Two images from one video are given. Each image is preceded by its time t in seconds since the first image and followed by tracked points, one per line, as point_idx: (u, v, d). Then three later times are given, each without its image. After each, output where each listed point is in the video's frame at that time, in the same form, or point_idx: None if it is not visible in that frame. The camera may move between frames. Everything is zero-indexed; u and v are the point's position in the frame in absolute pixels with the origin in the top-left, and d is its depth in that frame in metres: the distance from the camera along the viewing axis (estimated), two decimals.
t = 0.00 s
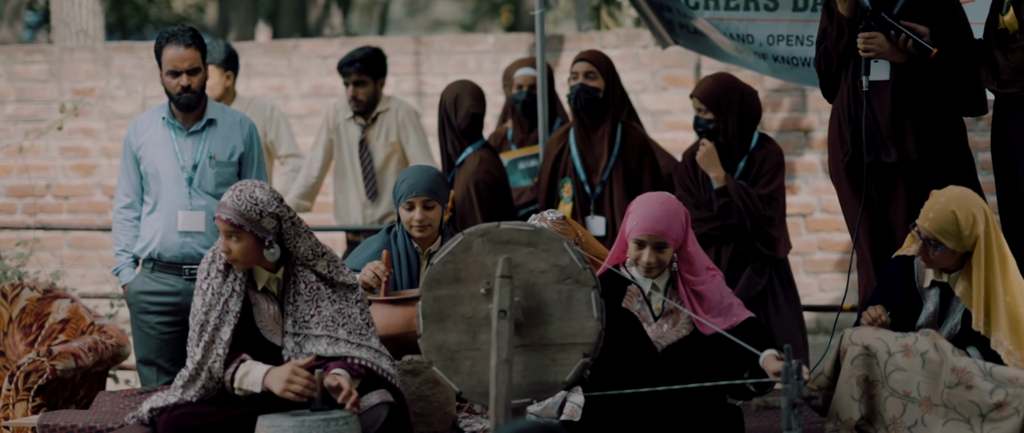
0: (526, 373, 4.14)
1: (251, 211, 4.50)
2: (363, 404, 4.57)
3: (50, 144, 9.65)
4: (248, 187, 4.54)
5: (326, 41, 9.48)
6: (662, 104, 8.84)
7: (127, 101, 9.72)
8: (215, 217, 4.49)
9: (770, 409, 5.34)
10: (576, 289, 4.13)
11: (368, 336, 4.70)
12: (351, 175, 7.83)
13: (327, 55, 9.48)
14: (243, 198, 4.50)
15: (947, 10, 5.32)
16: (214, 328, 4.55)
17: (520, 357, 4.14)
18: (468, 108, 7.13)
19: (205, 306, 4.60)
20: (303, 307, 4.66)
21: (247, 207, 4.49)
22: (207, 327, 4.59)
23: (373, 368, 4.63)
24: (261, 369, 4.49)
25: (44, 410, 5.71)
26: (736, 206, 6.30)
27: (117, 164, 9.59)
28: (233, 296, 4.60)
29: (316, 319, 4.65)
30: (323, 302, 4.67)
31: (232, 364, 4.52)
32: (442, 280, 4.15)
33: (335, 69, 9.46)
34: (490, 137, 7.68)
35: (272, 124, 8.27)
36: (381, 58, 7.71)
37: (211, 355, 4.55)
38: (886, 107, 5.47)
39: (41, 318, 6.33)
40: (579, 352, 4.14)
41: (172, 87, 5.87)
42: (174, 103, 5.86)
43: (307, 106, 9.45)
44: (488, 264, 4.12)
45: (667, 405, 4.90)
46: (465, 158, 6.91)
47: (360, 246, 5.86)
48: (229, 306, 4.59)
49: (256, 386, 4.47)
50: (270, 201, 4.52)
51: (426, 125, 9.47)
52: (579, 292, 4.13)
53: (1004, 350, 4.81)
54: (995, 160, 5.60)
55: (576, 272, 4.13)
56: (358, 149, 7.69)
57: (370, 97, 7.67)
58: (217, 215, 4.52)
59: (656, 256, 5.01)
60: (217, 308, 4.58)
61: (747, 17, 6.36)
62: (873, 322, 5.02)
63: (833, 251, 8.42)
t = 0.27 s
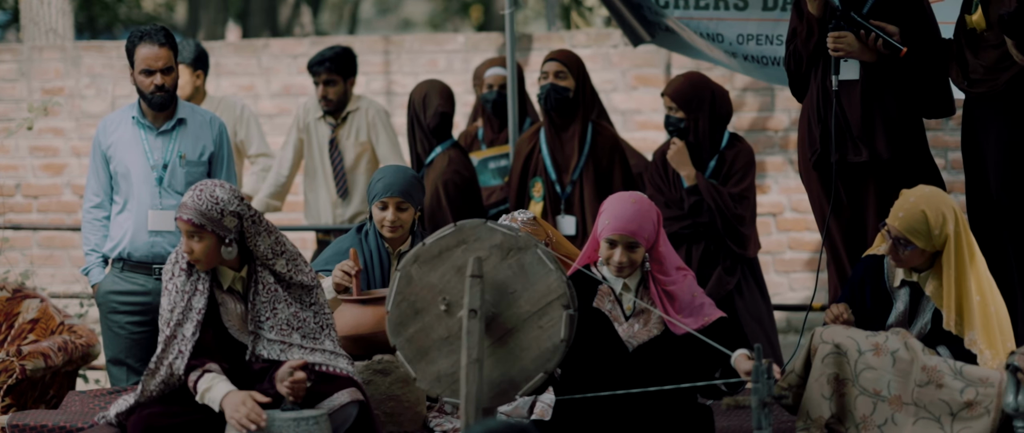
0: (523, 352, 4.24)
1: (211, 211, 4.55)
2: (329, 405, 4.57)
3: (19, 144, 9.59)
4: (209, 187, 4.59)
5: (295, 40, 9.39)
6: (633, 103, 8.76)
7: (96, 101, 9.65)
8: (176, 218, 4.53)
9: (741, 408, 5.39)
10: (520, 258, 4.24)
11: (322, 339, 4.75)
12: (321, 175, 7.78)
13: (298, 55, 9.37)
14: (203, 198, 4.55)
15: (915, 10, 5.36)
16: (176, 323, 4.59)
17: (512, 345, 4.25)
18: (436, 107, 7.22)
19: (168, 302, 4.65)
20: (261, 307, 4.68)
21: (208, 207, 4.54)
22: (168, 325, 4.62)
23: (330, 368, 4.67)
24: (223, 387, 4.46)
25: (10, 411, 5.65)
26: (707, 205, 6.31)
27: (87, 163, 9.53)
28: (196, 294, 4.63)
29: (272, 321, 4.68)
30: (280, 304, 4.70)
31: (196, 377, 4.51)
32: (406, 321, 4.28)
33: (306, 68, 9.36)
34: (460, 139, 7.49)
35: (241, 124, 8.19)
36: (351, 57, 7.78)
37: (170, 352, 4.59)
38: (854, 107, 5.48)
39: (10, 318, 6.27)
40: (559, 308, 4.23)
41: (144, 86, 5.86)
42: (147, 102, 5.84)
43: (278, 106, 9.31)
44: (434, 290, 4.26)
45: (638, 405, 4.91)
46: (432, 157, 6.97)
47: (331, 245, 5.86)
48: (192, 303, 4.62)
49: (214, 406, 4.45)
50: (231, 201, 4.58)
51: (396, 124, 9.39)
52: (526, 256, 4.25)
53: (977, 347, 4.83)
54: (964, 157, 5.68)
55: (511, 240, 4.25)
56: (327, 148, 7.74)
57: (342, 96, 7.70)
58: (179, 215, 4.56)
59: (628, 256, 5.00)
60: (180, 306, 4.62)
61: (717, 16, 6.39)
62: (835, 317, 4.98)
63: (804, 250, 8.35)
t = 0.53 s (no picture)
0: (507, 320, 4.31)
1: (179, 212, 4.51)
2: (301, 406, 4.58)
3: None
4: (175, 188, 4.54)
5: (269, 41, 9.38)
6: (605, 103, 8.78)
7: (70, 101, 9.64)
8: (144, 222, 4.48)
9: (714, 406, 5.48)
10: (451, 249, 4.32)
11: (284, 341, 4.76)
12: (294, 176, 7.29)
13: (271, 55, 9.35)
14: (170, 200, 4.50)
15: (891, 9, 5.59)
16: (144, 321, 4.59)
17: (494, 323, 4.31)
18: (406, 107, 7.25)
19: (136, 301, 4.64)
20: (227, 306, 4.69)
21: (175, 209, 4.50)
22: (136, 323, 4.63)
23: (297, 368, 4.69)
24: (195, 396, 4.43)
25: None
26: (680, 203, 6.50)
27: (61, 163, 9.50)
28: (165, 293, 4.62)
29: (239, 320, 4.68)
30: (246, 304, 4.71)
31: (169, 378, 4.49)
32: (395, 361, 4.39)
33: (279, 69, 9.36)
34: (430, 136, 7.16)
35: (212, 124, 7.45)
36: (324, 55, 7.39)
37: (137, 350, 4.58)
38: (824, 106, 5.78)
39: None
40: (513, 263, 4.30)
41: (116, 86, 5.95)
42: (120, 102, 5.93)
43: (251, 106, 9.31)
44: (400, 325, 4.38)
45: (610, 405, 4.90)
46: (402, 157, 7.05)
47: (303, 244, 5.88)
48: (160, 302, 4.61)
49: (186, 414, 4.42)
50: (198, 202, 4.54)
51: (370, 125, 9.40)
52: (455, 241, 4.32)
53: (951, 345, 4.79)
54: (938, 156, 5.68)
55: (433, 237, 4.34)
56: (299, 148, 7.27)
57: (314, 95, 7.33)
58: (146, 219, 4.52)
59: (602, 256, 4.93)
60: (147, 304, 4.61)
61: (688, 16, 6.39)
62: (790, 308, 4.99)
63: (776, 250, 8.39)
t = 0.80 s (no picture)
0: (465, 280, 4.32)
1: (151, 213, 4.50)
2: (271, 406, 4.58)
3: None
4: (144, 189, 4.54)
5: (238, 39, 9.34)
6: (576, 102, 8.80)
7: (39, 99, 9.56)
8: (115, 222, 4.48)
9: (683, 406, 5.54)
10: (382, 264, 4.37)
11: (252, 340, 4.76)
12: (265, 176, 7.19)
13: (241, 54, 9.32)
14: (141, 200, 4.50)
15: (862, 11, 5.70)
16: (110, 324, 4.56)
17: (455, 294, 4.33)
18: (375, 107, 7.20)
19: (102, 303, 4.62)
20: (196, 306, 4.67)
21: (146, 209, 4.50)
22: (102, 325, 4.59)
23: (264, 367, 4.69)
24: (163, 395, 4.41)
25: None
26: (652, 202, 6.63)
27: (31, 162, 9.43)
28: (131, 294, 4.59)
29: (208, 319, 4.66)
30: (215, 304, 4.68)
31: (137, 380, 4.46)
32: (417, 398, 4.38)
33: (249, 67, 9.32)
34: (402, 134, 7.09)
35: (183, 123, 7.36)
36: (294, 56, 7.31)
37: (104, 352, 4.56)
38: (795, 105, 5.89)
39: None
40: (438, 232, 4.33)
41: (87, 87, 6.08)
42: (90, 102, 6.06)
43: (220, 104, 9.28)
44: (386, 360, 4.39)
45: (580, 404, 4.89)
46: (371, 157, 7.08)
47: (275, 242, 5.90)
48: (127, 304, 4.59)
49: (155, 413, 4.39)
50: (168, 203, 4.54)
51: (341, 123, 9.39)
52: (380, 255, 4.37)
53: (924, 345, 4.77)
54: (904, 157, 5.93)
55: (361, 265, 4.40)
56: (270, 148, 7.19)
57: (284, 96, 7.28)
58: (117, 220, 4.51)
59: (574, 255, 4.92)
60: (114, 306, 4.59)
61: (659, 16, 6.44)
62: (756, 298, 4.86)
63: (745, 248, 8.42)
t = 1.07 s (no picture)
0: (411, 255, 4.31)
1: (127, 215, 4.47)
2: (248, 406, 4.55)
3: None
4: (120, 190, 4.49)
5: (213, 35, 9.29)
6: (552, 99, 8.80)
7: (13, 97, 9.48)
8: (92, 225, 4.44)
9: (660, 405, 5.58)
10: (337, 297, 4.37)
11: (230, 338, 4.73)
12: (240, 176, 7.19)
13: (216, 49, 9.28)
14: (117, 202, 4.45)
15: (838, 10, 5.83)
16: (84, 328, 4.55)
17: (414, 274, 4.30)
18: (350, 106, 7.15)
19: (77, 306, 4.60)
20: (172, 305, 4.64)
21: (123, 211, 4.46)
22: (77, 328, 4.58)
23: (242, 365, 4.67)
24: (136, 395, 4.41)
25: None
26: (629, 201, 6.69)
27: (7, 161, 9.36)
28: (105, 296, 4.59)
29: (184, 317, 4.64)
30: (190, 302, 4.65)
31: (110, 383, 4.46)
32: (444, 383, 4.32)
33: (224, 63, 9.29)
34: (378, 134, 7.09)
35: (159, 123, 7.25)
36: (271, 55, 7.23)
37: (79, 355, 4.56)
38: (771, 105, 6.00)
39: None
40: (360, 243, 4.34)
41: (64, 86, 6.10)
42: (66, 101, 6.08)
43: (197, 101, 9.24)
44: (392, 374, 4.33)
45: (558, 405, 4.83)
46: (346, 157, 7.10)
47: (252, 239, 5.92)
48: (100, 306, 4.58)
49: (129, 414, 4.39)
50: (144, 204, 4.50)
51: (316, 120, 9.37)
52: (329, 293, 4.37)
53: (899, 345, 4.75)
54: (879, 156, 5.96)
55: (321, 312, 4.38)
56: (246, 148, 7.19)
57: (261, 96, 7.22)
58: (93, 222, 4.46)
59: (551, 255, 4.88)
60: (88, 309, 4.59)
61: (633, 16, 6.59)
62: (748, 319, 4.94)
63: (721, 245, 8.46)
